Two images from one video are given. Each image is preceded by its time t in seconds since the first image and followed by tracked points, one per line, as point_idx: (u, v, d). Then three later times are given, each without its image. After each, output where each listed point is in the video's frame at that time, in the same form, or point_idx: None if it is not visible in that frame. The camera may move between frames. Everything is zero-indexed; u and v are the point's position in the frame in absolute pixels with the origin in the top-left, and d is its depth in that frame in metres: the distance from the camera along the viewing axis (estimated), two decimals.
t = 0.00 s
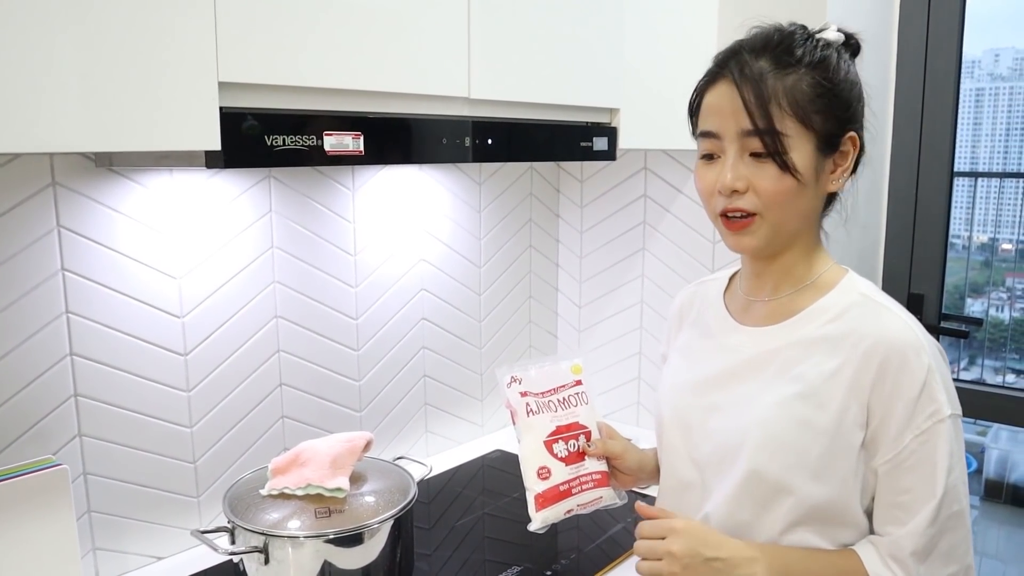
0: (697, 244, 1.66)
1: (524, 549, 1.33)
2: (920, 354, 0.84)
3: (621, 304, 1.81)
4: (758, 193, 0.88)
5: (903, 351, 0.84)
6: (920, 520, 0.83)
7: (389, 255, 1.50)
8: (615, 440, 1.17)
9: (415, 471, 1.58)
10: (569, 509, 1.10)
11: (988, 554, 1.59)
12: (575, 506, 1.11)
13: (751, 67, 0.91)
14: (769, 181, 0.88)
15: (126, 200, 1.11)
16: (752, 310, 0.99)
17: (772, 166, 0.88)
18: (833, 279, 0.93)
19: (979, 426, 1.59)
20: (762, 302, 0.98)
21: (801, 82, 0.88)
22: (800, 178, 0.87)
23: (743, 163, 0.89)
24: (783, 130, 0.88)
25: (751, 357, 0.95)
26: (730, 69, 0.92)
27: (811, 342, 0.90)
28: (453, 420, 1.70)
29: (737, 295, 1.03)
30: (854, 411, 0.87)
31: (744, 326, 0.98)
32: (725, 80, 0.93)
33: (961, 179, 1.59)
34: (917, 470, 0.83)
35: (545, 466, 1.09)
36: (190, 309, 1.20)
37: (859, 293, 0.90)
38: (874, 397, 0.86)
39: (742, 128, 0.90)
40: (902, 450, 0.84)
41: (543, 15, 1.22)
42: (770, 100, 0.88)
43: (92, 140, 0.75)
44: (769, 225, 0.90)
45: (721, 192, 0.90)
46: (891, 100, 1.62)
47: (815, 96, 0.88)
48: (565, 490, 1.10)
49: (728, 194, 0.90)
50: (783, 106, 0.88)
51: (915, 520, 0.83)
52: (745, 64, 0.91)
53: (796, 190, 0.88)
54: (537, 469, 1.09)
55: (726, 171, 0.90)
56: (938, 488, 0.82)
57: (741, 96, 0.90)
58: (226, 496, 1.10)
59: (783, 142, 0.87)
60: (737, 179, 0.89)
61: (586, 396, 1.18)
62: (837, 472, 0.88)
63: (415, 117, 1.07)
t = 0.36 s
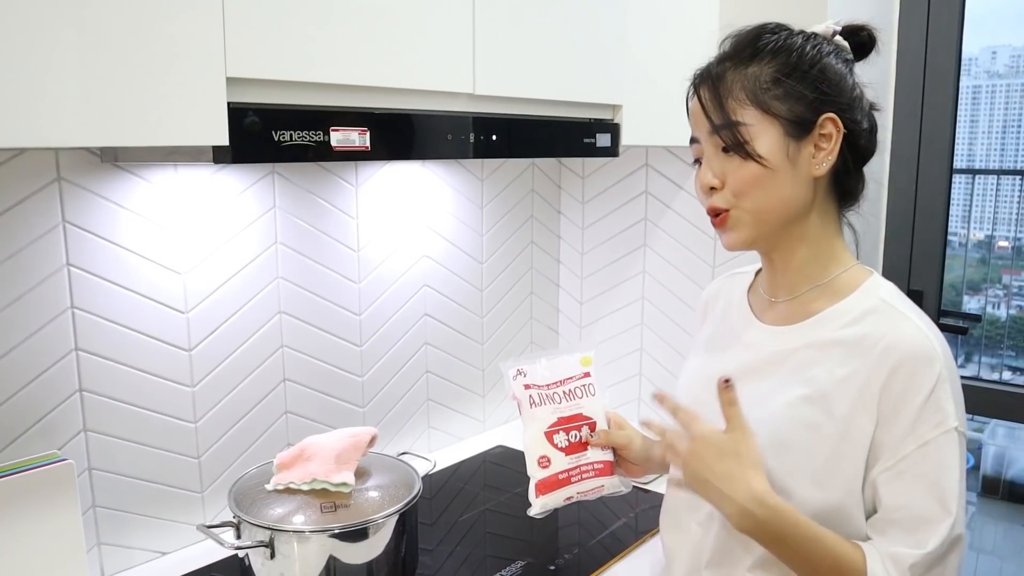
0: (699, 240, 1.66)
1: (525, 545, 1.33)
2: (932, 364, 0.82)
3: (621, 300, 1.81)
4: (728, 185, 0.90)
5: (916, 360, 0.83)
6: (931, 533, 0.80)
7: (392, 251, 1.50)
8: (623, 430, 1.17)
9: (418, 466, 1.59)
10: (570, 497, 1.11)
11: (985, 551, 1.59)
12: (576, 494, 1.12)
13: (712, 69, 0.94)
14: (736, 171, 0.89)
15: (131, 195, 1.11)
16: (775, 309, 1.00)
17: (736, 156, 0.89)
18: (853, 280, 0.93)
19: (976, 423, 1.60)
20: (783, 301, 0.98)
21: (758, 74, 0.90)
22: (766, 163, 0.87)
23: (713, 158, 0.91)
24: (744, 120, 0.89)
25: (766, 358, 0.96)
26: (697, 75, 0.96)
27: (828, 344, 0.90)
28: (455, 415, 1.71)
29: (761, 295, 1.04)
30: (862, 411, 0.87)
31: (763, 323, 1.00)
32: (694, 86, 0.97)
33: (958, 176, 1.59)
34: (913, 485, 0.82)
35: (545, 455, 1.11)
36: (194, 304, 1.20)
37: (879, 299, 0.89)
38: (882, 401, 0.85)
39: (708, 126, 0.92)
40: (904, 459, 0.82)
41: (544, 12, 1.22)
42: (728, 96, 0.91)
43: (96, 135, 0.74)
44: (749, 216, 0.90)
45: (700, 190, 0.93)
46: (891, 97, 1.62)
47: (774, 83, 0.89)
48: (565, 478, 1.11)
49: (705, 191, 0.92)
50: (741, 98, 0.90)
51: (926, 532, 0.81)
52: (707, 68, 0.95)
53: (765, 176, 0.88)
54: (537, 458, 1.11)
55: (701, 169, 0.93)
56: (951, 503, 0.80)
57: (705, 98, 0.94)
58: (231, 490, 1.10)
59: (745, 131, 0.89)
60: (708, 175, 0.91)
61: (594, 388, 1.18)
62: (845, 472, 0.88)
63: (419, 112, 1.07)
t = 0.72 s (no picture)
0: (701, 239, 1.67)
1: (529, 542, 1.34)
2: (920, 360, 0.82)
3: (624, 299, 1.82)
4: (716, 182, 0.91)
5: (906, 355, 0.83)
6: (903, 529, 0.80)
7: (395, 250, 1.51)
8: (625, 423, 1.18)
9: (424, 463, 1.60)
10: (567, 483, 1.12)
11: (985, 549, 1.59)
12: (573, 480, 1.13)
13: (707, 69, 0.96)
14: (725, 168, 0.90)
15: (139, 193, 1.12)
16: (776, 309, 1.00)
17: (724, 153, 0.90)
18: (851, 280, 0.93)
19: (977, 421, 1.61)
20: (783, 301, 0.99)
21: (751, 73, 0.91)
22: (753, 160, 0.88)
23: (704, 155, 0.93)
24: (734, 119, 0.91)
25: (767, 355, 0.97)
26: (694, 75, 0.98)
27: (823, 342, 0.91)
28: (459, 413, 1.71)
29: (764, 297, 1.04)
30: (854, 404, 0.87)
31: (763, 323, 1.00)
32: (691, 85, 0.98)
33: (962, 174, 1.59)
34: (884, 478, 0.82)
35: (545, 440, 1.13)
36: (201, 302, 1.21)
37: (874, 297, 0.89)
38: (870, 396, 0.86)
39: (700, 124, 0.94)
40: (880, 452, 0.83)
41: (548, 11, 1.22)
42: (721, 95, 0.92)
43: (104, 134, 0.75)
44: (736, 213, 0.91)
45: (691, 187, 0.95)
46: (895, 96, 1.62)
47: (766, 83, 0.90)
48: (562, 464, 1.12)
49: (695, 187, 0.94)
50: (733, 98, 0.92)
51: (901, 527, 0.80)
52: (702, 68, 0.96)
53: (752, 173, 0.88)
54: (537, 443, 1.13)
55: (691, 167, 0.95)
56: (919, 500, 0.79)
57: (699, 98, 0.95)
58: (238, 486, 1.11)
59: (734, 130, 0.90)
60: (698, 172, 0.93)
61: (601, 380, 1.19)
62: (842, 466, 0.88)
63: (423, 111, 1.07)
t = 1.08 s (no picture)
0: (698, 238, 1.68)
1: (527, 540, 1.34)
2: (911, 339, 0.84)
3: (622, 298, 1.83)
4: (786, 166, 0.89)
5: (896, 338, 0.85)
6: (930, 504, 0.83)
7: (394, 249, 1.51)
8: (608, 432, 1.19)
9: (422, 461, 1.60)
10: (560, 497, 1.12)
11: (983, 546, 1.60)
12: (565, 494, 1.13)
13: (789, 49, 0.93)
14: (797, 157, 0.89)
15: (139, 194, 1.12)
16: (752, 301, 1.00)
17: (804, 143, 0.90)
18: (827, 270, 0.95)
19: (975, 419, 1.61)
20: (761, 293, 0.99)
21: (830, 72, 0.92)
22: (824, 160, 0.90)
23: (773, 138, 0.91)
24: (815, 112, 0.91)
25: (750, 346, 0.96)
26: (767, 48, 0.95)
27: (806, 331, 0.92)
28: (458, 412, 1.72)
29: (737, 289, 1.05)
30: (851, 400, 0.88)
31: (745, 318, 1.00)
32: (760, 57, 0.95)
33: (958, 173, 1.60)
34: (916, 458, 0.83)
35: (536, 454, 1.12)
36: (201, 302, 1.21)
37: (852, 281, 0.91)
38: (869, 381, 0.86)
39: (775, 104, 0.92)
40: (899, 436, 0.84)
41: (546, 12, 1.23)
42: (807, 81, 0.91)
43: (106, 135, 0.76)
44: (792, 203, 0.91)
45: (747, 164, 0.92)
46: (891, 96, 1.63)
47: (841, 88, 0.92)
48: (554, 478, 1.12)
49: (755, 165, 0.91)
50: (818, 89, 0.91)
51: (926, 504, 0.83)
52: (783, 44, 0.94)
53: (820, 171, 0.90)
54: (528, 457, 1.12)
55: (756, 141, 0.91)
56: (943, 473, 0.82)
57: (777, 76, 0.93)
58: (238, 485, 1.12)
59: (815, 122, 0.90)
60: (768, 152, 0.90)
61: (580, 389, 1.20)
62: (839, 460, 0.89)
63: (421, 112, 1.08)
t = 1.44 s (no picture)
0: (691, 238, 1.68)
1: (519, 541, 1.34)
2: (906, 333, 0.86)
3: (614, 298, 1.83)
4: (770, 181, 0.90)
5: (891, 332, 0.86)
6: (924, 492, 0.85)
7: (386, 250, 1.51)
8: (608, 441, 1.19)
9: (415, 462, 1.60)
10: (572, 511, 1.13)
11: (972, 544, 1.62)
12: (578, 507, 1.14)
13: (749, 64, 0.93)
14: (782, 170, 0.90)
15: (130, 195, 1.12)
16: (741, 303, 1.01)
17: (785, 153, 0.90)
18: (814, 268, 0.96)
19: (964, 419, 1.63)
20: (750, 294, 1.00)
21: (792, 79, 0.93)
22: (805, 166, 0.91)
23: (753, 155, 0.91)
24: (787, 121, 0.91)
25: (745, 346, 0.97)
26: (728, 66, 0.94)
27: (799, 330, 0.92)
28: (450, 413, 1.72)
29: (726, 291, 1.05)
30: (848, 398, 0.89)
31: (736, 319, 1.00)
32: (722, 76, 0.94)
33: (947, 174, 1.61)
34: (919, 451, 0.85)
35: (545, 471, 1.13)
36: (193, 303, 1.21)
37: (842, 279, 0.92)
38: (867, 374, 0.88)
39: (748, 121, 0.92)
40: (897, 425, 0.86)
41: (538, 14, 1.23)
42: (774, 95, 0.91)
43: (99, 135, 0.75)
44: (781, 213, 0.91)
45: (732, 184, 0.91)
46: (882, 98, 1.65)
47: (805, 92, 0.93)
48: (566, 493, 1.13)
49: (740, 185, 0.91)
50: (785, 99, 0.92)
51: (920, 491, 0.85)
52: (743, 61, 0.93)
53: (804, 177, 0.91)
54: (538, 475, 1.12)
55: (739, 162, 0.91)
56: (937, 458, 0.84)
57: (744, 92, 0.92)
58: (231, 486, 1.12)
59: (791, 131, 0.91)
60: (751, 170, 0.90)
61: (576, 400, 1.21)
62: (835, 456, 0.90)
63: (414, 113, 1.08)
